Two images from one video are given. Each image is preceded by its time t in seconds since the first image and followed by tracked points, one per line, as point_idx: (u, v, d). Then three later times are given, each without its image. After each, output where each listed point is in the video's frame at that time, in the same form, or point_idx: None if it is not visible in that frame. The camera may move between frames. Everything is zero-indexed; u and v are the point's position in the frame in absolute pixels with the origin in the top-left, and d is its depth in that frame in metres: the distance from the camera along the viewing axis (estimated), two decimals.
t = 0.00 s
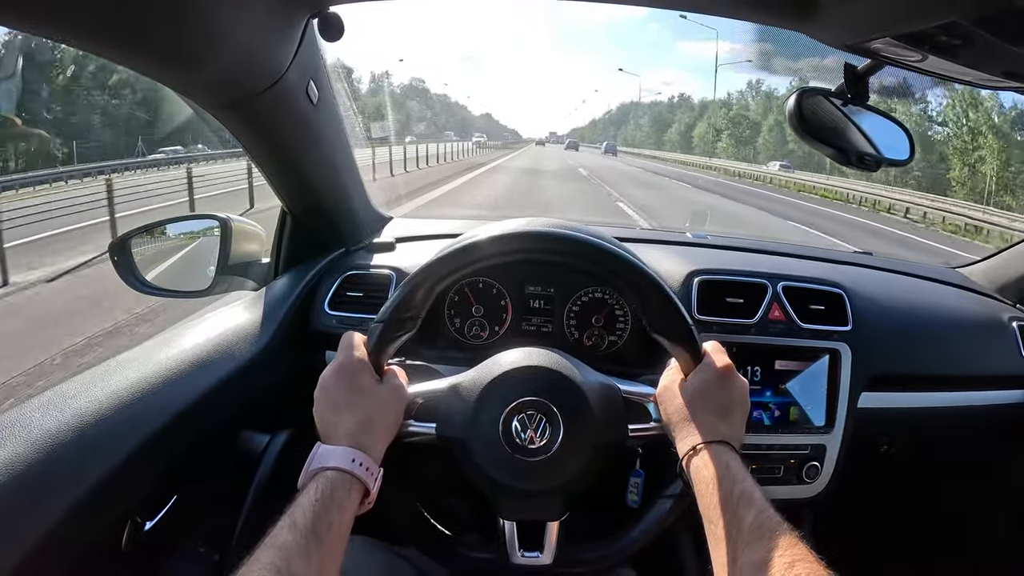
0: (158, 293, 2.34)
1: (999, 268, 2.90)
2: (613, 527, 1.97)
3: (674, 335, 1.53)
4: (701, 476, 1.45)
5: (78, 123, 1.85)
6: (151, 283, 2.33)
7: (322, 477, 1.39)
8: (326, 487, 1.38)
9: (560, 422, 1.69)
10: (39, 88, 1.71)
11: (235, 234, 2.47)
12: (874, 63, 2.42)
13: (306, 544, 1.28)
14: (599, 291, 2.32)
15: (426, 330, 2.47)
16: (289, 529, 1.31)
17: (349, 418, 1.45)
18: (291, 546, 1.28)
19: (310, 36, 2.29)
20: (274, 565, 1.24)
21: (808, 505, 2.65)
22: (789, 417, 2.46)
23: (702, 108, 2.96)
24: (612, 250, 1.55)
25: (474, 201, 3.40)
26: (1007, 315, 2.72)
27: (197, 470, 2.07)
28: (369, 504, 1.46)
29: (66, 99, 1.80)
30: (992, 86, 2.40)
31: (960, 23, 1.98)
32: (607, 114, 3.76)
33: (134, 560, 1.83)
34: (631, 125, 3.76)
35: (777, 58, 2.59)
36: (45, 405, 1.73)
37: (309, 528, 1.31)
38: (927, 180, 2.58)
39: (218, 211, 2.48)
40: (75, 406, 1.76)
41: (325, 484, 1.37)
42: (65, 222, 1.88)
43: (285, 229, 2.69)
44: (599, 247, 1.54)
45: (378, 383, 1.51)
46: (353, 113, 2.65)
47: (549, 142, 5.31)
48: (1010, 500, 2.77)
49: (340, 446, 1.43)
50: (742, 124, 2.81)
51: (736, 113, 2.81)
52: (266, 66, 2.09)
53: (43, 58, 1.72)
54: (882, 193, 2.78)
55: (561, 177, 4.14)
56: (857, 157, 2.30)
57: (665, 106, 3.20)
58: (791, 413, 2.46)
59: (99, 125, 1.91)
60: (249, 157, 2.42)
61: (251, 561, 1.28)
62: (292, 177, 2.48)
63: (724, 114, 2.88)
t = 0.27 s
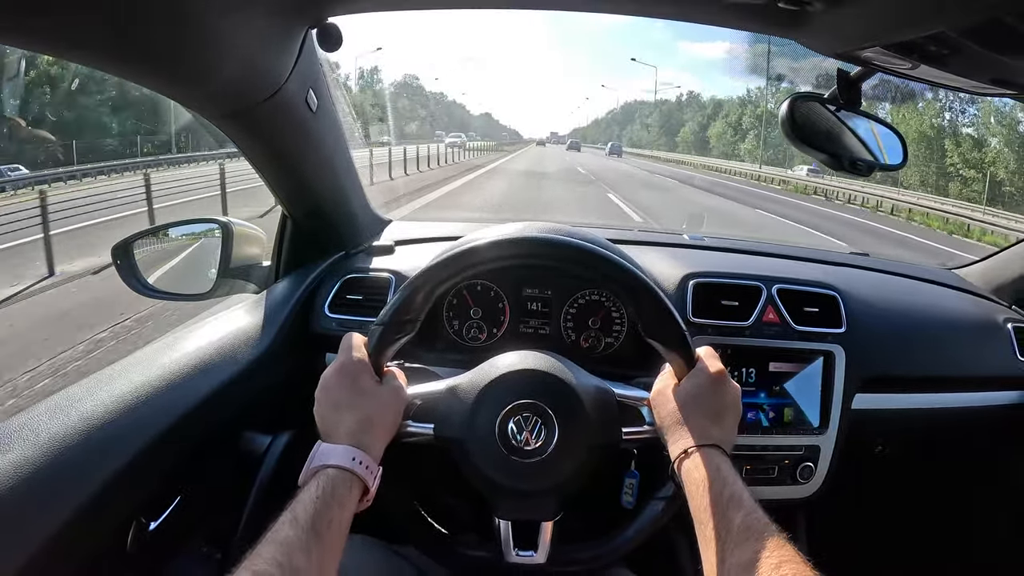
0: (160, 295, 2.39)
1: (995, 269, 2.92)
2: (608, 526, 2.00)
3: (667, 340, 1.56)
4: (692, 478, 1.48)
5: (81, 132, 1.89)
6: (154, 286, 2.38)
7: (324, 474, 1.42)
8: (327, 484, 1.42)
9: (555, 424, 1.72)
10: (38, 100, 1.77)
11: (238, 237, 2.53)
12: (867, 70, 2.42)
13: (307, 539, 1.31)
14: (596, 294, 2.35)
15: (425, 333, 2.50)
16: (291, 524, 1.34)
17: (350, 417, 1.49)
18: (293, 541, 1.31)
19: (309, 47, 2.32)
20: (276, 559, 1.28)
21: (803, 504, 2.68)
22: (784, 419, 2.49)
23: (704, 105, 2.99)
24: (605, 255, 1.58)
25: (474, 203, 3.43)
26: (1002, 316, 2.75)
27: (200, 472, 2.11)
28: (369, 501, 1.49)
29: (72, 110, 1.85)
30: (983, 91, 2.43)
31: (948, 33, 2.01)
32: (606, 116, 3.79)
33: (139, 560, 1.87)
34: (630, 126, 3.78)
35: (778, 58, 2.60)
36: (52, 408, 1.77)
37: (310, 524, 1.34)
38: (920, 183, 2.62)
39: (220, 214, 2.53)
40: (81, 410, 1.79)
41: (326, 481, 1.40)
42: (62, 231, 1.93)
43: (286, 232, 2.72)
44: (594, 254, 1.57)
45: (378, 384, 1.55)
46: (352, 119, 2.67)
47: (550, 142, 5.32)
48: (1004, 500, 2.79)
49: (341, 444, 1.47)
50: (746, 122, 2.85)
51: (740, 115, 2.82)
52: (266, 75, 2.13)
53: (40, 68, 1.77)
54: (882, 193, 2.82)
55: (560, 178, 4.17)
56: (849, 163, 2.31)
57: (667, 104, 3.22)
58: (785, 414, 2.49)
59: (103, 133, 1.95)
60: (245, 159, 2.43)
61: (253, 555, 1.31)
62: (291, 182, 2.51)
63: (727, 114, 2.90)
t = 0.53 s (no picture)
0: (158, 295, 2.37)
1: (995, 268, 2.91)
2: (605, 525, 2.00)
3: (664, 339, 1.56)
4: (690, 479, 1.47)
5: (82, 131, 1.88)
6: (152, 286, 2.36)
7: (320, 473, 1.42)
8: (324, 482, 1.42)
9: (552, 423, 1.72)
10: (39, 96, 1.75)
11: (236, 237, 2.54)
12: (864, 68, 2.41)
13: (304, 539, 1.31)
14: (594, 293, 2.35)
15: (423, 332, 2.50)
16: (287, 524, 1.34)
17: (347, 416, 1.49)
18: (289, 541, 1.31)
19: (307, 45, 2.33)
20: (272, 558, 1.28)
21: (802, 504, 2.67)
22: (783, 418, 2.48)
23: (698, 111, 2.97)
24: (602, 253, 1.57)
25: (472, 203, 3.43)
26: (1002, 316, 2.74)
27: (197, 471, 2.11)
28: (366, 499, 1.49)
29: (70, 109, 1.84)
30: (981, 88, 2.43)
31: (944, 30, 2.01)
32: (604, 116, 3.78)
33: (136, 559, 1.87)
34: (628, 126, 3.78)
35: (777, 56, 2.57)
36: (49, 407, 1.77)
37: (307, 523, 1.34)
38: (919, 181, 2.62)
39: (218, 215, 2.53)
40: (77, 408, 1.79)
41: (324, 480, 1.41)
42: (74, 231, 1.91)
43: (284, 232, 2.72)
44: (592, 252, 1.57)
45: (376, 381, 1.55)
46: (350, 118, 2.67)
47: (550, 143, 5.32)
48: (1007, 500, 2.79)
49: (339, 443, 1.47)
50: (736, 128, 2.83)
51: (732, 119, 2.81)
52: (263, 74, 2.13)
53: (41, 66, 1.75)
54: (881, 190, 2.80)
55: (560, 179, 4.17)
56: (848, 161, 2.34)
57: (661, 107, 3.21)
58: (784, 414, 2.49)
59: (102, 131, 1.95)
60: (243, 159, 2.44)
61: (249, 555, 1.31)
62: (290, 182, 2.51)
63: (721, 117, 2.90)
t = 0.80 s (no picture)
0: (157, 298, 2.39)
1: (994, 268, 2.91)
2: (604, 527, 2.00)
3: (662, 344, 1.57)
4: (686, 485, 1.48)
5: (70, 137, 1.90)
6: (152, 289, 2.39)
7: (319, 470, 1.43)
8: (323, 480, 1.43)
9: (550, 425, 1.73)
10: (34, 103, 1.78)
11: (235, 241, 2.53)
12: (860, 70, 2.42)
13: (303, 534, 1.32)
14: (593, 296, 2.36)
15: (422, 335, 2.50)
16: (287, 519, 1.35)
17: (347, 414, 1.50)
18: (289, 535, 1.32)
19: (304, 51, 2.34)
20: (271, 553, 1.29)
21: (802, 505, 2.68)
22: (781, 419, 2.49)
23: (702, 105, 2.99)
24: (600, 257, 1.58)
25: (473, 205, 3.44)
26: (1001, 316, 2.74)
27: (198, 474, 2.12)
28: (365, 496, 1.50)
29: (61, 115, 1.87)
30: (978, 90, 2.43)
31: (939, 32, 2.01)
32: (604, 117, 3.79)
33: (136, 562, 1.88)
34: (628, 127, 3.78)
35: (778, 56, 2.59)
36: (50, 412, 1.78)
37: (306, 519, 1.35)
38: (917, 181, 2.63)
39: (218, 219, 2.55)
40: (79, 412, 1.81)
41: (323, 476, 1.42)
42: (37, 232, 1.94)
43: (284, 236, 2.73)
44: (591, 256, 1.58)
45: (376, 381, 1.56)
46: (347, 121, 2.66)
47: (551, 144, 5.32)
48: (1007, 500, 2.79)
49: (338, 440, 1.48)
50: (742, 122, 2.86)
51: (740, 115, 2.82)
52: (260, 80, 2.14)
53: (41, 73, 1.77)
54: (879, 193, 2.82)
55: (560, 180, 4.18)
56: (844, 162, 2.35)
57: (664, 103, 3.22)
58: (783, 415, 2.49)
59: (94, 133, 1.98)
60: (242, 165, 2.46)
61: (248, 550, 1.32)
62: (288, 187, 2.52)
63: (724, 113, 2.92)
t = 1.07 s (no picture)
0: (160, 296, 2.38)
1: (999, 268, 2.91)
2: (610, 525, 2.00)
3: (671, 343, 1.57)
4: (695, 483, 1.47)
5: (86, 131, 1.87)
6: (155, 286, 2.38)
7: (325, 471, 1.42)
8: (329, 481, 1.41)
9: (557, 423, 1.72)
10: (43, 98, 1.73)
11: (239, 237, 2.55)
12: (867, 69, 2.41)
13: (309, 535, 1.31)
14: (598, 294, 2.35)
15: (426, 333, 2.50)
16: (292, 520, 1.34)
17: (352, 412, 1.48)
18: (293, 537, 1.31)
19: (311, 47, 2.33)
20: (276, 555, 1.27)
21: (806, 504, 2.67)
22: (786, 418, 2.49)
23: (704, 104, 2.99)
24: (608, 254, 1.57)
25: (476, 203, 3.43)
26: (1005, 316, 2.74)
27: (201, 472, 2.11)
28: (369, 497, 1.49)
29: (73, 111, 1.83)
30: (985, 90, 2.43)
31: (947, 30, 2.01)
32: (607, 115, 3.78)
33: (139, 559, 1.86)
34: (632, 125, 3.77)
35: (779, 57, 2.57)
36: (53, 407, 1.77)
37: (311, 520, 1.34)
38: (922, 181, 2.62)
39: (222, 216, 2.55)
40: (82, 408, 1.79)
41: (329, 478, 1.40)
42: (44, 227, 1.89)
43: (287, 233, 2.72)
44: (596, 252, 1.57)
45: (381, 379, 1.56)
46: (352, 117, 2.64)
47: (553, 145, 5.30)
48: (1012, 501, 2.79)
49: (342, 439, 1.47)
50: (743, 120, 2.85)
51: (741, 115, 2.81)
52: (266, 75, 2.13)
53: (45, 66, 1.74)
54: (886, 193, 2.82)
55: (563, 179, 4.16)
56: (849, 161, 2.32)
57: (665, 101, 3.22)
58: (787, 414, 2.49)
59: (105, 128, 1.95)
60: (249, 163, 2.45)
61: (252, 551, 1.30)
62: (292, 183, 2.51)
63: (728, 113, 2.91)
